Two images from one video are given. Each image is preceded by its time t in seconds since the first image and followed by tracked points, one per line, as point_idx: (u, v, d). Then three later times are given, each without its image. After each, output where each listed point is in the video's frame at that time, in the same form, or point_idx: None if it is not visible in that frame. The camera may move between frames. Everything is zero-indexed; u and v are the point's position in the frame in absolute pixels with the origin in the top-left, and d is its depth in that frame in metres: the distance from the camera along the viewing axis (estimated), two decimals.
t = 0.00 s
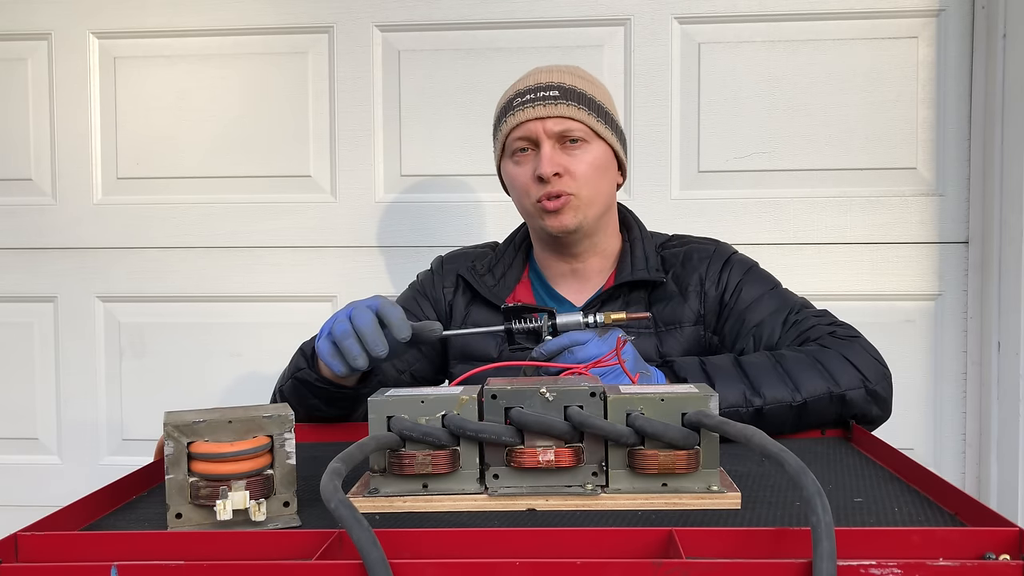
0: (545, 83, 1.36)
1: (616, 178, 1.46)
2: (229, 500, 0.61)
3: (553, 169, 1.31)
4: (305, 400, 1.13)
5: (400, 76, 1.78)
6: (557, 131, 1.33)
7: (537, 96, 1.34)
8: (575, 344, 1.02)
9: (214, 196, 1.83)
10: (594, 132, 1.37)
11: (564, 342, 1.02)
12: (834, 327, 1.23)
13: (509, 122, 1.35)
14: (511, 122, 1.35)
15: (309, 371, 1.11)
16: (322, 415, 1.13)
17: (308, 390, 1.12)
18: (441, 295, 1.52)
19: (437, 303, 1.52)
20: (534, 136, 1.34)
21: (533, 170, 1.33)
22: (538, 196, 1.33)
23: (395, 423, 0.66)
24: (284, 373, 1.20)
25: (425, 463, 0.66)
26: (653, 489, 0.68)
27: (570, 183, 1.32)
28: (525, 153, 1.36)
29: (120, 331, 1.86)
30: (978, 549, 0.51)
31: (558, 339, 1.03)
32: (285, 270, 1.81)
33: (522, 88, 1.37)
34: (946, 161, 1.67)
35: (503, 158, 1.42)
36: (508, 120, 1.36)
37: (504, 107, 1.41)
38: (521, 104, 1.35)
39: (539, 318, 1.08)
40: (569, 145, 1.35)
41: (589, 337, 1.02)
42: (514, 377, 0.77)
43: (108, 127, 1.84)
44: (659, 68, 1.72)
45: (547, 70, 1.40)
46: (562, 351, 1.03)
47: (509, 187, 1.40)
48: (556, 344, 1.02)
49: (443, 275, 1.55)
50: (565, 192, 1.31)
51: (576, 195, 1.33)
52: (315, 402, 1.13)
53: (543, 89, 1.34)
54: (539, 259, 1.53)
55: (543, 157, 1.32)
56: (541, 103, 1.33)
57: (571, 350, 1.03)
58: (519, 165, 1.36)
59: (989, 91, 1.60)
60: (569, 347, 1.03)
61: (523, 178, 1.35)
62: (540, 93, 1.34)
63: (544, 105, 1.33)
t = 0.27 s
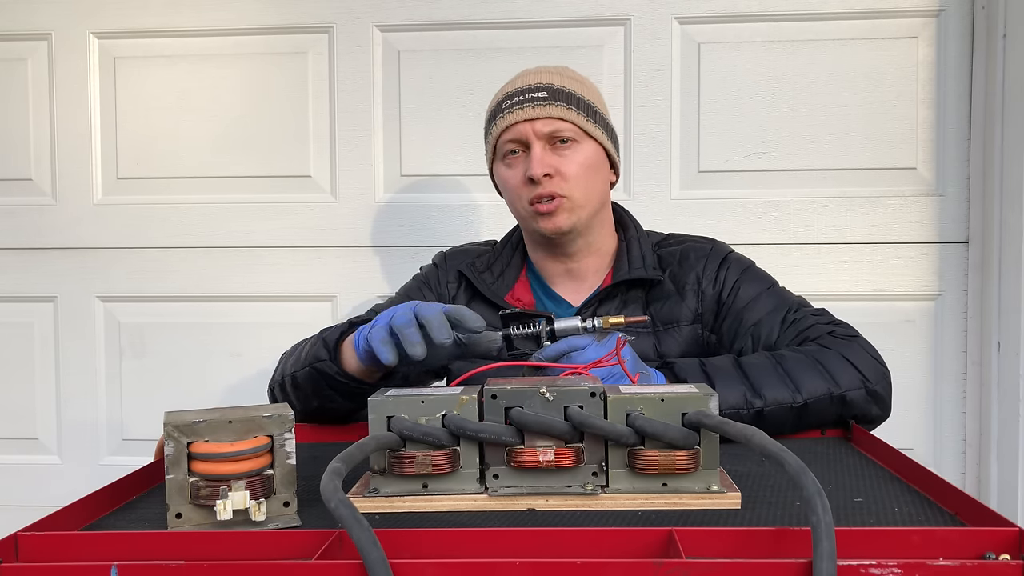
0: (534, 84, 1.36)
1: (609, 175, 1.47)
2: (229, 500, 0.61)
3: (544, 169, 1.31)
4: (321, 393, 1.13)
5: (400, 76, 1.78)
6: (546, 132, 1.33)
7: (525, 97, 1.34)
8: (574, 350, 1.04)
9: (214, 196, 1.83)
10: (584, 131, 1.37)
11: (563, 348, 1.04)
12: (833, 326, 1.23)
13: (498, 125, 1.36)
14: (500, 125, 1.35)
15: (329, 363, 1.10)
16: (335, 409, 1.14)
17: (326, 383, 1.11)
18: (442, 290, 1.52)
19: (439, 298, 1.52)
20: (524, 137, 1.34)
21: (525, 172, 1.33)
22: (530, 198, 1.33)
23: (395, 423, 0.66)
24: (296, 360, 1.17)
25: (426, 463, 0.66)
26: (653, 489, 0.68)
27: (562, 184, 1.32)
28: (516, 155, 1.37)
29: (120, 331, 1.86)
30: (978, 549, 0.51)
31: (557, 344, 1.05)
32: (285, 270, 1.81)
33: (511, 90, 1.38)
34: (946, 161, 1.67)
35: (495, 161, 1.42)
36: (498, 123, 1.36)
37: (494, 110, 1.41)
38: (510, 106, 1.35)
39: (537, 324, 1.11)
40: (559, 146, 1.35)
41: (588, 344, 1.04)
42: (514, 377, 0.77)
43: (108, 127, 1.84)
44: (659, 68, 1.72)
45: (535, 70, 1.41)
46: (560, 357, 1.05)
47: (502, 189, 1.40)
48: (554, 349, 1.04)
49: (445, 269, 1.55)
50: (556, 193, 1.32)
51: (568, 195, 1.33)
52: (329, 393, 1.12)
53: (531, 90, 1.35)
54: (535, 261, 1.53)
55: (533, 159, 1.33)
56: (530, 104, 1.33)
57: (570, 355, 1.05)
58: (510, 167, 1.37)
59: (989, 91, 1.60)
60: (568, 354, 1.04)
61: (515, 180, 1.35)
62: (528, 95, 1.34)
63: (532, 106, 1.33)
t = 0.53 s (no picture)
0: (536, 91, 1.35)
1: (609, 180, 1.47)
2: (229, 500, 0.61)
3: (548, 181, 1.30)
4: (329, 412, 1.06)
5: (400, 76, 1.78)
6: (550, 142, 1.33)
7: (528, 105, 1.33)
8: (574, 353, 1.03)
9: (214, 196, 1.83)
10: (587, 140, 1.37)
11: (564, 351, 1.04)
12: (832, 326, 1.23)
13: (500, 132, 1.34)
14: (503, 134, 1.34)
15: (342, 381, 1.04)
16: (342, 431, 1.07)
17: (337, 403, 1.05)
18: (440, 296, 1.53)
19: (438, 304, 1.53)
20: (527, 146, 1.33)
21: (528, 181, 1.33)
22: (534, 207, 1.33)
23: (395, 423, 0.66)
24: (303, 375, 1.11)
25: (426, 463, 0.67)
26: (653, 489, 0.68)
27: (565, 194, 1.32)
28: (518, 163, 1.36)
29: (120, 331, 1.86)
30: (977, 549, 0.51)
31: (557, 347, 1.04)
32: (285, 270, 1.81)
33: (513, 97, 1.36)
34: (945, 161, 1.67)
35: (495, 168, 1.41)
36: (500, 130, 1.35)
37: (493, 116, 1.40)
38: (512, 113, 1.34)
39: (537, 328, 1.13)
40: (563, 155, 1.34)
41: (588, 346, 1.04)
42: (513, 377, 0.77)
43: (108, 127, 1.85)
44: (659, 68, 1.72)
45: (536, 75, 1.39)
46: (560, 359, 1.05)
47: (503, 196, 1.39)
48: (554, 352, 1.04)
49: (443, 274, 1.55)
50: (560, 204, 1.32)
51: (572, 206, 1.33)
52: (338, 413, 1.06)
53: (534, 98, 1.34)
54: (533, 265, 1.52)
55: (537, 169, 1.32)
56: (533, 113, 1.32)
57: (570, 357, 1.04)
58: (513, 175, 1.36)
59: (989, 91, 1.60)
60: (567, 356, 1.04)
61: (518, 189, 1.34)
62: (532, 103, 1.33)
63: (536, 115, 1.32)
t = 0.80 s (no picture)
0: (538, 91, 1.35)
1: (609, 180, 1.47)
2: (229, 500, 0.61)
3: (549, 180, 1.30)
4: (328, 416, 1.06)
5: (400, 76, 1.78)
6: (551, 141, 1.33)
7: (530, 104, 1.33)
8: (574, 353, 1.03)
9: (214, 196, 1.83)
10: (587, 140, 1.37)
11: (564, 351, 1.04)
12: (832, 326, 1.23)
13: (502, 131, 1.34)
14: (504, 132, 1.34)
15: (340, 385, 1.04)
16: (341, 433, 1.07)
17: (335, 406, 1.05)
18: (440, 296, 1.53)
19: (437, 304, 1.52)
20: (528, 145, 1.33)
21: (528, 180, 1.33)
22: (533, 206, 1.33)
23: (395, 423, 0.66)
24: (302, 378, 1.11)
25: (426, 463, 0.66)
26: (653, 489, 0.68)
27: (565, 193, 1.32)
28: (519, 162, 1.36)
29: (120, 331, 1.86)
30: (977, 549, 0.51)
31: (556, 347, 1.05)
32: (286, 270, 1.81)
33: (514, 96, 1.36)
34: (945, 161, 1.67)
35: (495, 166, 1.41)
36: (501, 129, 1.35)
37: (495, 114, 1.39)
38: (514, 112, 1.34)
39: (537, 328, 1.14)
40: (564, 155, 1.34)
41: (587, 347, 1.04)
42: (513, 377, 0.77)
43: (108, 127, 1.85)
44: (659, 68, 1.72)
45: (538, 74, 1.40)
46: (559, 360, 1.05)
47: (502, 194, 1.39)
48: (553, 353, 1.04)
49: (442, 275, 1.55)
50: (560, 203, 1.32)
51: (571, 205, 1.33)
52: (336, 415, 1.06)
53: (536, 97, 1.33)
54: (533, 264, 1.52)
55: (537, 168, 1.32)
56: (535, 113, 1.32)
57: (570, 358, 1.04)
58: (513, 174, 1.36)
59: (989, 91, 1.60)
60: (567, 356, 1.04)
61: (518, 187, 1.34)
62: (534, 102, 1.33)
63: (537, 114, 1.32)
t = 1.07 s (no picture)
0: (558, 90, 1.35)
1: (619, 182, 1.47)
2: (229, 500, 0.61)
3: (565, 180, 1.30)
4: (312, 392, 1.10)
5: (400, 76, 1.78)
6: (569, 141, 1.33)
7: (550, 104, 1.33)
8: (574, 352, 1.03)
9: (214, 196, 1.83)
10: (604, 142, 1.37)
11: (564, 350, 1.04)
12: (833, 327, 1.23)
13: (520, 127, 1.34)
14: (522, 129, 1.33)
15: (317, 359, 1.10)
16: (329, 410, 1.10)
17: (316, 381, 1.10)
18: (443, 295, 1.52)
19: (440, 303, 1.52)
20: (545, 144, 1.33)
21: (544, 179, 1.33)
22: (547, 205, 1.33)
23: (395, 423, 0.66)
24: (288, 367, 1.16)
25: (426, 463, 0.67)
26: (653, 489, 0.68)
27: (580, 194, 1.32)
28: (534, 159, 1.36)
29: (120, 331, 1.86)
30: (977, 549, 0.51)
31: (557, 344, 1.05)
32: (285, 270, 1.82)
33: (533, 94, 1.36)
34: (945, 161, 1.67)
35: (508, 161, 1.41)
36: (519, 126, 1.34)
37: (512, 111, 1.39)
38: (533, 110, 1.34)
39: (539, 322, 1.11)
40: (580, 156, 1.35)
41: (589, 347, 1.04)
42: (513, 377, 0.77)
43: (108, 126, 1.85)
44: (659, 68, 1.72)
45: (558, 73, 1.40)
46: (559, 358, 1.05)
47: (514, 191, 1.39)
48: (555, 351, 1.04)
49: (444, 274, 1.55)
50: (573, 204, 1.32)
51: (584, 207, 1.34)
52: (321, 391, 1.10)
53: (556, 97, 1.34)
54: (538, 263, 1.53)
55: (554, 167, 1.32)
56: (555, 112, 1.32)
57: (570, 357, 1.04)
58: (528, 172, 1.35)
59: (989, 91, 1.60)
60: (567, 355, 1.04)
61: (532, 185, 1.34)
62: (554, 101, 1.33)
63: (557, 114, 1.32)
